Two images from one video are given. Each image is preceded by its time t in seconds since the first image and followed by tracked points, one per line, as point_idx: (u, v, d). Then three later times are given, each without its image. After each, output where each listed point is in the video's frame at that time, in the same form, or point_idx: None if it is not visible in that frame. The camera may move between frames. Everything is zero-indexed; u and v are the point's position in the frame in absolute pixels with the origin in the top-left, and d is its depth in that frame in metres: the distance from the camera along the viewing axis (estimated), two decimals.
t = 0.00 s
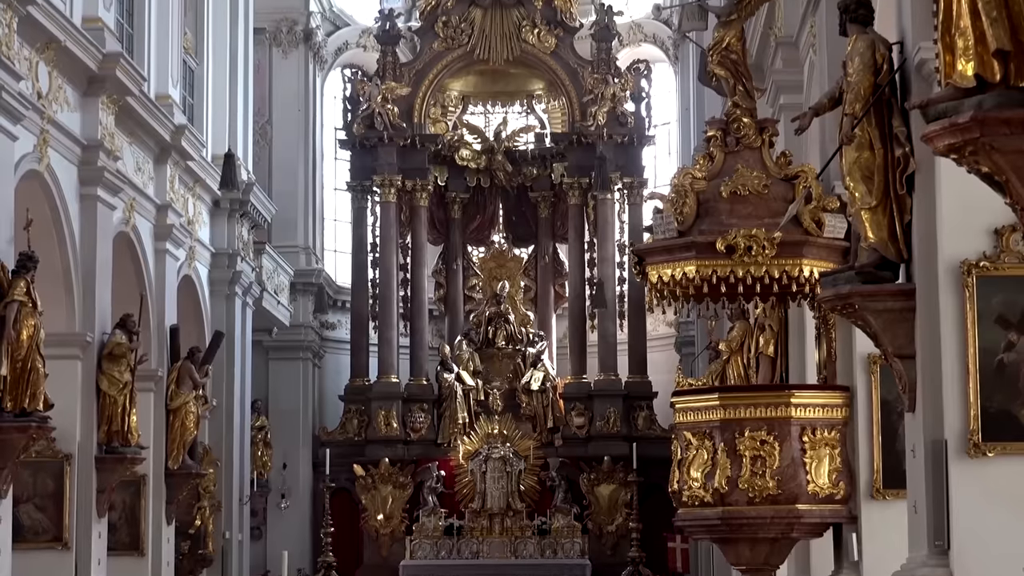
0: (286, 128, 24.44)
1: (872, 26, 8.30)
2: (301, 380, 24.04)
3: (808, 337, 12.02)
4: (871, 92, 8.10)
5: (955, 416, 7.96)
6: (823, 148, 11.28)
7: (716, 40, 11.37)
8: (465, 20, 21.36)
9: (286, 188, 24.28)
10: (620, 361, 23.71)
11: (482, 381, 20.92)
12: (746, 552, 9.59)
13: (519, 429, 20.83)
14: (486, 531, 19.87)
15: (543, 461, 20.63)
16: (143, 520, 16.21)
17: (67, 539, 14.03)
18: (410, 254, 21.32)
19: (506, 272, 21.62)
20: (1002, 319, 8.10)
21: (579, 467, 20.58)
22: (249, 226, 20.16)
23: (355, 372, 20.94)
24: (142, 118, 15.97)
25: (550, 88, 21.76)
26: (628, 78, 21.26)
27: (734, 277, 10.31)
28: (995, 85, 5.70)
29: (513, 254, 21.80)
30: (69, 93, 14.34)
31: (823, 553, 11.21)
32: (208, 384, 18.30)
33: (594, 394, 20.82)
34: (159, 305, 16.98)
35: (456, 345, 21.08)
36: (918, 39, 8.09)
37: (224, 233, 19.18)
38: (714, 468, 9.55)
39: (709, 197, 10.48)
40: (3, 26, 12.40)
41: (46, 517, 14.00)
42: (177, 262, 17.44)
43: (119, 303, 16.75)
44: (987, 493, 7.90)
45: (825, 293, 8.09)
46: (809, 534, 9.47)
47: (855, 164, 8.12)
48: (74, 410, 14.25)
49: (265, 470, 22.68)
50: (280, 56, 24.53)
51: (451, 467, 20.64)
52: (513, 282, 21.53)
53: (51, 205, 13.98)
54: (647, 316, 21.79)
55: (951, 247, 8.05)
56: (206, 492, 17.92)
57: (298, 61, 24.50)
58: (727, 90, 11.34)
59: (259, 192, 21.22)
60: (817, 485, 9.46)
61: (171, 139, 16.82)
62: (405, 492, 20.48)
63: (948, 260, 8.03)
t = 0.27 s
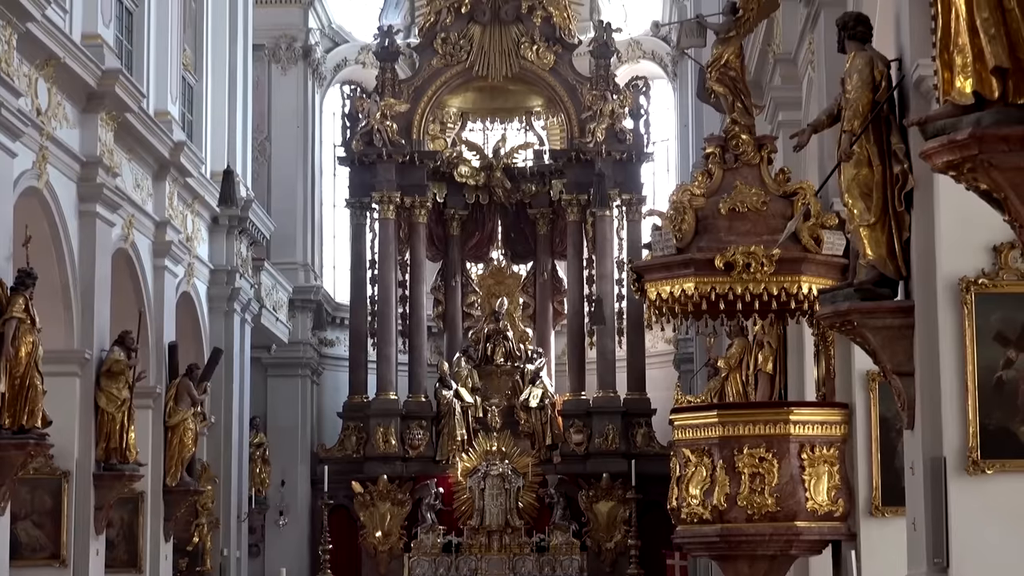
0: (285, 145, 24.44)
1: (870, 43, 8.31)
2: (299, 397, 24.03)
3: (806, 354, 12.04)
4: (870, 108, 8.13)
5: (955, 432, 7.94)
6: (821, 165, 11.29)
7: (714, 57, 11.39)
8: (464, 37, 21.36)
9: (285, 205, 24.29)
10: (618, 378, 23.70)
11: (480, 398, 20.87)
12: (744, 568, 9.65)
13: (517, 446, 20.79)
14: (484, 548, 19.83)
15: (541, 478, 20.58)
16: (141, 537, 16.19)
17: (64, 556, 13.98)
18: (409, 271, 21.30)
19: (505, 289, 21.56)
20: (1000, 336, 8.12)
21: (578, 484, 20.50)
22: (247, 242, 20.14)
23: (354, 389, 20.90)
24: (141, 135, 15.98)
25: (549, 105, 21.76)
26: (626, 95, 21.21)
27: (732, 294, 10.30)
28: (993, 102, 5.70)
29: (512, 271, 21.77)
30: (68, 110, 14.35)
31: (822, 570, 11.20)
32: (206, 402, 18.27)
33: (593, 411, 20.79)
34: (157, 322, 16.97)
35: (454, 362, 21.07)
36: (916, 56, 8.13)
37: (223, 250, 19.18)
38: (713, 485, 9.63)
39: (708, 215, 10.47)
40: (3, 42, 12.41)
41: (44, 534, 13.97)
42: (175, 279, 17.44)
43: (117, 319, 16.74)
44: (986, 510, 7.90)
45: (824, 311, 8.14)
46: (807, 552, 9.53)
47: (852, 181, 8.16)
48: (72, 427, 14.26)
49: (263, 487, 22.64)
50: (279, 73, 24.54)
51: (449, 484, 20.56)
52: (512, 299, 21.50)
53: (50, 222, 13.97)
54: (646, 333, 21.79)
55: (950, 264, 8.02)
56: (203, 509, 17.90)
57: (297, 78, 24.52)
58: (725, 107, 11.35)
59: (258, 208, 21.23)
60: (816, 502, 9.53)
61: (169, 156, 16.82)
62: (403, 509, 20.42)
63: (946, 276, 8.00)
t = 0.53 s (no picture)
0: (284, 161, 24.38)
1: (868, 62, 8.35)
2: (298, 414, 24.00)
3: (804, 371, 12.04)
4: (868, 127, 8.25)
5: (953, 450, 7.90)
6: (820, 183, 11.29)
7: (713, 75, 11.42)
8: (463, 55, 21.41)
9: (283, 221, 24.28)
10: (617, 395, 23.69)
11: (479, 415, 20.78)
12: None
13: (516, 463, 20.76)
14: (483, 565, 19.73)
15: (539, 495, 20.49)
16: (139, 554, 16.13)
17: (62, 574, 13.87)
18: (407, 288, 21.28)
19: (503, 306, 21.57)
20: (999, 353, 8.04)
21: (576, 501, 20.47)
22: (246, 259, 20.12)
23: (352, 406, 20.86)
24: (140, 153, 15.97)
25: (547, 122, 21.79)
26: (625, 112, 21.26)
27: (731, 311, 10.31)
28: (991, 120, 5.70)
29: (511, 288, 21.78)
30: (67, 126, 14.35)
31: None
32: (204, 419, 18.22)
33: (592, 428, 20.79)
34: (156, 339, 16.94)
35: (453, 379, 21.04)
36: (914, 74, 8.17)
37: (222, 267, 19.15)
38: (712, 502, 9.80)
39: (706, 232, 10.51)
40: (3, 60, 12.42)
41: (41, 551, 13.85)
42: (174, 296, 17.41)
43: (115, 336, 16.72)
44: (985, 527, 7.88)
45: (823, 329, 8.23)
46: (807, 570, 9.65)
47: (851, 199, 8.27)
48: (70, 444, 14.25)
49: (262, 504, 22.58)
50: (278, 90, 24.53)
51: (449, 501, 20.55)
52: (510, 315, 21.46)
53: (49, 240, 13.97)
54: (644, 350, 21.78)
55: (948, 281, 7.99)
56: (202, 527, 17.86)
57: (295, 96, 24.53)
58: (724, 124, 11.37)
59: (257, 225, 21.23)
60: (815, 519, 9.69)
61: (168, 173, 16.81)
62: (402, 527, 20.35)
63: (944, 294, 7.99)
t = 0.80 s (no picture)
0: (283, 176, 24.40)
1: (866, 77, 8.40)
2: (297, 429, 23.96)
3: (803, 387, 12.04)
4: (867, 142, 8.28)
5: (953, 465, 7.89)
6: (819, 198, 11.30)
7: (712, 90, 11.45)
8: (462, 70, 21.43)
9: (282, 236, 24.29)
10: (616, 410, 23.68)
11: (479, 430, 20.78)
12: None
13: (515, 478, 20.72)
14: None
15: (539, 510, 20.52)
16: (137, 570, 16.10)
17: None
18: (406, 304, 21.26)
19: (502, 321, 21.65)
20: (998, 368, 8.01)
21: (576, 516, 20.33)
22: (245, 274, 20.12)
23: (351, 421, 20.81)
24: (139, 168, 15.98)
25: (546, 137, 21.80)
26: (624, 127, 21.30)
27: (730, 326, 10.29)
28: (990, 135, 5.70)
29: (510, 302, 21.80)
30: (66, 141, 14.35)
31: None
32: (204, 434, 18.18)
33: (591, 443, 20.74)
34: (155, 354, 16.92)
35: (452, 394, 21.02)
36: (913, 89, 8.18)
37: (221, 282, 19.15)
38: (711, 518, 9.80)
39: (705, 246, 10.52)
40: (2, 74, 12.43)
41: (40, 567, 13.82)
42: (173, 310, 17.41)
43: (115, 351, 16.70)
44: (984, 544, 7.87)
45: (822, 344, 8.27)
46: None
47: (850, 214, 8.29)
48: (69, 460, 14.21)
49: (260, 519, 22.53)
50: (278, 105, 24.54)
51: (448, 516, 20.59)
52: (510, 330, 21.54)
53: (48, 255, 13.97)
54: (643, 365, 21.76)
55: (947, 296, 7.98)
56: (201, 542, 17.83)
57: (295, 111, 24.54)
58: (723, 140, 11.39)
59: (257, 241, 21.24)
60: (815, 534, 9.72)
61: (168, 188, 16.83)
62: (401, 542, 20.31)
63: (943, 309, 7.99)
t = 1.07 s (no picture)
0: (283, 190, 24.39)
1: (868, 90, 8.45)
2: (297, 443, 23.94)
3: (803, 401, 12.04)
4: (867, 156, 8.30)
5: (953, 479, 7.88)
6: (818, 212, 11.30)
7: (711, 104, 11.46)
8: (462, 84, 21.44)
9: (282, 250, 24.29)
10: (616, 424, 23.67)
11: (478, 444, 20.78)
12: None
13: (515, 492, 20.67)
14: None
15: (539, 524, 20.52)
16: None
17: None
18: (406, 317, 21.18)
19: (502, 334, 21.70)
20: (999, 383, 7.97)
21: (576, 530, 20.20)
22: (245, 288, 20.12)
23: (351, 436, 20.76)
24: (139, 182, 15.98)
25: (546, 150, 21.80)
26: (624, 141, 21.30)
27: (730, 340, 10.29)
28: (990, 149, 5.70)
29: (510, 316, 21.83)
30: (66, 155, 14.36)
31: None
32: (204, 448, 18.16)
33: (591, 457, 20.69)
34: (155, 368, 16.91)
35: (452, 408, 20.99)
36: (913, 103, 8.19)
37: (221, 296, 19.16)
38: (712, 531, 9.77)
39: (705, 260, 10.52)
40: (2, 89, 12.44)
41: None
42: (173, 325, 17.40)
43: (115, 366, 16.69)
44: (985, 557, 7.84)
45: (822, 357, 8.30)
46: None
47: (850, 228, 8.33)
48: (69, 474, 14.20)
49: (260, 534, 22.50)
50: (277, 119, 24.54)
51: (448, 530, 20.54)
52: (510, 344, 21.55)
53: (47, 269, 13.96)
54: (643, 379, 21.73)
55: (947, 310, 7.99)
56: (201, 557, 17.80)
57: (295, 125, 24.54)
58: (723, 153, 11.40)
59: (257, 255, 21.24)
60: (815, 547, 9.72)
61: (168, 202, 16.83)
62: (401, 556, 20.22)
63: (943, 323, 8.00)
